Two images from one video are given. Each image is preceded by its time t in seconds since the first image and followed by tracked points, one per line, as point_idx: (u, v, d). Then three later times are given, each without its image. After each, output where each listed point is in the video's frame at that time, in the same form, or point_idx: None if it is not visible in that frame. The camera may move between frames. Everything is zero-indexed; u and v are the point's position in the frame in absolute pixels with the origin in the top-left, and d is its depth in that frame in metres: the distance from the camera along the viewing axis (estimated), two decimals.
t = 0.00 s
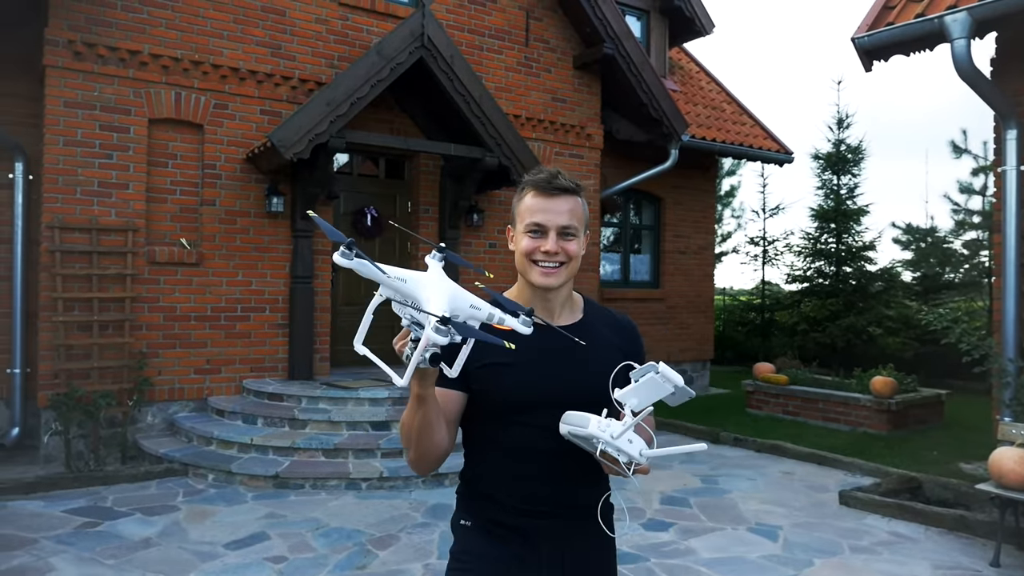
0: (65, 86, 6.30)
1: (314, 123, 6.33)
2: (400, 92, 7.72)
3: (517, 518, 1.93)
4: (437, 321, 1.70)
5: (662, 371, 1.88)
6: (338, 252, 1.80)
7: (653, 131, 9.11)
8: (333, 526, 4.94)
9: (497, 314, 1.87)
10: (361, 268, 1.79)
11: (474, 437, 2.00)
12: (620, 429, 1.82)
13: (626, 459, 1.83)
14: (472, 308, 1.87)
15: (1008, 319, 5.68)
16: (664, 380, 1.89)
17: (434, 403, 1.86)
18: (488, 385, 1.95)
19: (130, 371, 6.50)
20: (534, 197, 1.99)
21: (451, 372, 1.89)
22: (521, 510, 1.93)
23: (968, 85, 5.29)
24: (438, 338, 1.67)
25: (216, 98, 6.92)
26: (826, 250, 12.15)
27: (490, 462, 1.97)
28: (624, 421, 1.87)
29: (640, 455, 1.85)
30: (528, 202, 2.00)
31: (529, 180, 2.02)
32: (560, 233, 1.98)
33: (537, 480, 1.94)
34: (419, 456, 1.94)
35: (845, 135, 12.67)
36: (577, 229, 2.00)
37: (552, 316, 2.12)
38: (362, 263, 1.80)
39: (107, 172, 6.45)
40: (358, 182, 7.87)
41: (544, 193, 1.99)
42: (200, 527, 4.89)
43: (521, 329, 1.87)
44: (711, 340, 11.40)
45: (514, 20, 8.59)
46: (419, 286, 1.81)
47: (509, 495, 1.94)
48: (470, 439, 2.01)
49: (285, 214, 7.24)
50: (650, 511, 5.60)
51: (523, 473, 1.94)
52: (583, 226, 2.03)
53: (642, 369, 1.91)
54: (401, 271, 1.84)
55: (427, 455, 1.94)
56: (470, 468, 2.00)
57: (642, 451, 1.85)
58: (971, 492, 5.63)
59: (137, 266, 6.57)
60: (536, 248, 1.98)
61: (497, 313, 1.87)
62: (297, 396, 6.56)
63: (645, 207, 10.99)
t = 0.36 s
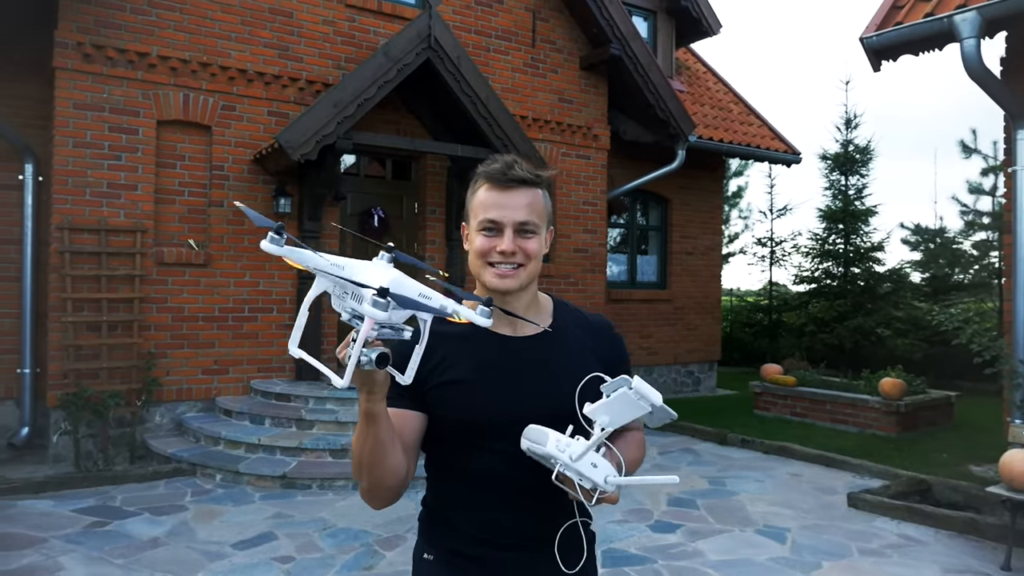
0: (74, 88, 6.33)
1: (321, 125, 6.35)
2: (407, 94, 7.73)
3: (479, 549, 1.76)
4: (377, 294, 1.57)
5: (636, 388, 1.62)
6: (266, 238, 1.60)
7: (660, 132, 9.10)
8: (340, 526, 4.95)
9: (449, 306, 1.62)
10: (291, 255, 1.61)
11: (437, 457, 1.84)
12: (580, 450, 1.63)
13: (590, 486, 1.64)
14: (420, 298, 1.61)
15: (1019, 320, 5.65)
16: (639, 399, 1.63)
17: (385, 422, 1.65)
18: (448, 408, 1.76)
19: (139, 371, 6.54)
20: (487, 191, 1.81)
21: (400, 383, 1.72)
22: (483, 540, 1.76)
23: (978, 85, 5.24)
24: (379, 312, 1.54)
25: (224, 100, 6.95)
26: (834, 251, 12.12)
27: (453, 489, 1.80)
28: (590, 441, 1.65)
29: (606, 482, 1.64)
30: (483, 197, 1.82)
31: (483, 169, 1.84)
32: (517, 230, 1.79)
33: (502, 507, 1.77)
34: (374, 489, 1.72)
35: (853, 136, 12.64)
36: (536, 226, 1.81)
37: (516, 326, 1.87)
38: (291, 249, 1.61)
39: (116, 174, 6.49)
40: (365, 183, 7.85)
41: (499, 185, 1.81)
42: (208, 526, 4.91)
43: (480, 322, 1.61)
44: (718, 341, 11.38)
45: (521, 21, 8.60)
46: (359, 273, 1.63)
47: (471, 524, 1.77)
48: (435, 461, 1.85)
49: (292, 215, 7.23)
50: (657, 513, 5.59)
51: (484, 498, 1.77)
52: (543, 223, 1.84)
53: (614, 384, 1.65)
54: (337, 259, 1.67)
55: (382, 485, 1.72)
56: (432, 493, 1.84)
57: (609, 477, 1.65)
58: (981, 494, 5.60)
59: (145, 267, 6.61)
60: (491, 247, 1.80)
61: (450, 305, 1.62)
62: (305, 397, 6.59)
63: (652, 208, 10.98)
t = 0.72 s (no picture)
0: (92, 91, 6.40)
1: (335, 127, 6.38)
2: (420, 96, 7.73)
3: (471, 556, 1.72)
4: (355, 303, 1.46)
5: (650, 412, 1.59)
6: (226, 236, 1.52)
7: (673, 133, 9.07)
8: (354, 528, 4.96)
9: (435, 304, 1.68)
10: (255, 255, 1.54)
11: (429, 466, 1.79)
12: (582, 478, 1.53)
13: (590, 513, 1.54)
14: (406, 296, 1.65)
15: None
16: (652, 423, 1.60)
17: (370, 430, 1.60)
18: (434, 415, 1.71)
19: (154, 372, 6.60)
20: (475, 167, 1.78)
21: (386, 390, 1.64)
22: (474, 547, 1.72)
23: (996, 85, 5.19)
24: (360, 325, 1.43)
25: (239, 103, 7.00)
26: (849, 253, 12.04)
27: (444, 495, 1.76)
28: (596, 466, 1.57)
29: (608, 511, 1.54)
30: (470, 174, 1.78)
31: (468, 149, 1.80)
32: (507, 212, 1.76)
33: (491, 512, 1.72)
34: (362, 498, 1.68)
35: (868, 136, 12.55)
36: (526, 206, 1.77)
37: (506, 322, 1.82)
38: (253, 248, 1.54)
39: (132, 177, 6.54)
40: (378, 185, 7.90)
41: (487, 164, 1.78)
42: (223, 527, 4.94)
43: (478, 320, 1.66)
44: (732, 344, 11.32)
45: (534, 23, 8.60)
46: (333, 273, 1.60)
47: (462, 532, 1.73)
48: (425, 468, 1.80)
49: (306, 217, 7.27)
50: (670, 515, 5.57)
51: (473, 506, 1.73)
52: (534, 204, 1.80)
53: (627, 405, 1.62)
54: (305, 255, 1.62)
55: (370, 494, 1.68)
56: (425, 500, 1.79)
57: (612, 507, 1.55)
58: (999, 499, 5.54)
59: (161, 269, 6.66)
60: (480, 231, 1.75)
61: (439, 303, 1.68)
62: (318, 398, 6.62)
63: (665, 210, 10.93)
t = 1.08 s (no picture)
0: (99, 92, 6.42)
1: (341, 128, 6.37)
2: (427, 97, 7.74)
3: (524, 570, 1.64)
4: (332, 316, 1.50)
5: (676, 423, 1.46)
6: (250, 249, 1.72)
7: (679, 134, 9.05)
8: (359, 528, 4.95)
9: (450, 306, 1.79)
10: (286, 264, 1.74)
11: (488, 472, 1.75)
12: (605, 494, 1.46)
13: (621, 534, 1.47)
14: (421, 299, 1.77)
15: None
16: (681, 434, 1.47)
17: (415, 429, 1.62)
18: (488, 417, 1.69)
19: (161, 372, 6.62)
20: (536, 168, 1.67)
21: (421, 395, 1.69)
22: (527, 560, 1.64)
23: (1006, 85, 5.15)
24: (334, 335, 1.46)
25: (245, 103, 7.00)
26: (856, 253, 12.00)
27: (498, 500, 1.73)
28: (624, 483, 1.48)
29: (639, 532, 1.46)
30: (532, 176, 1.68)
31: (527, 149, 1.70)
32: (569, 214, 1.65)
33: (543, 523, 1.66)
34: (418, 503, 1.68)
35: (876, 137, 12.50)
36: (592, 208, 1.65)
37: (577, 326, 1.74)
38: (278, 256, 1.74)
39: (139, 177, 6.55)
40: (385, 185, 7.91)
41: (548, 163, 1.66)
42: (229, 527, 4.94)
43: (495, 324, 1.73)
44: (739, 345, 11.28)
45: (541, 24, 8.59)
46: (353, 278, 1.75)
47: (518, 540, 1.67)
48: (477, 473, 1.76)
49: (313, 217, 7.27)
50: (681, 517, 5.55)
51: (529, 516, 1.67)
52: (601, 204, 1.67)
53: (654, 415, 1.49)
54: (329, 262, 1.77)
55: (425, 499, 1.68)
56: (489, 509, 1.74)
57: (643, 528, 1.46)
58: (1007, 501, 5.50)
59: (168, 269, 6.68)
60: (543, 235, 1.65)
61: (454, 306, 1.78)
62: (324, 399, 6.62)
63: (672, 211, 10.93)
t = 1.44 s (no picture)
0: (101, 94, 6.42)
1: (343, 130, 6.38)
2: (428, 99, 7.74)
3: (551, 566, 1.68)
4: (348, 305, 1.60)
5: (691, 439, 1.44)
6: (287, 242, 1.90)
7: (680, 134, 9.06)
8: (361, 530, 4.95)
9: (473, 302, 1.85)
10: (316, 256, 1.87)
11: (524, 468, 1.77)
12: (620, 511, 1.44)
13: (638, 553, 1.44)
14: (445, 295, 1.83)
15: None
16: (698, 450, 1.45)
17: (445, 424, 1.67)
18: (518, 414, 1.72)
19: (163, 374, 6.63)
20: (563, 168, 1.69)
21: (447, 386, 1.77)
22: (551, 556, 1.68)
23: (1007, 84, 5.14)
24: (357, 323, 1.57)
25: (247, 105, 7.01)
26: (858, 253, 12.00)
27: (529, 501, 1.76)
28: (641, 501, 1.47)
29: (655, 551, 1.43)
30: (560, 175, 1.71)
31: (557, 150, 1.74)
32: (582, 213, 1.64)
33: (569, 525, 1.68)
34: (452, 498, 1.74)
35: (878, 136, 12.49)
36: (608, 207, 1.63)
37: (611, 325, 1.74)
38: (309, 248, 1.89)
39: (141, 180, 6.56)
40: (387, 187, 7.91)
41: (571, 164, 1.68)
42: (231, 529, 4.94)
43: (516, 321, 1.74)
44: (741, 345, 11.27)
45: (542, 25, 8.59)
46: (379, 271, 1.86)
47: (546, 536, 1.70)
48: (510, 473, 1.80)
49: (314, 219, 7.27)
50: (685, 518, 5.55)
51: (556, 519, 1.69)
52: (621, 204, 1.64)
53: (669, 430, 1.47)
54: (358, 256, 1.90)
55: (460, 494, 1.73)
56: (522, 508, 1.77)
57: (659, 547, 1.43)
58: (1010, 500, 5.48)
59: (169, 271, 6.68)
60: (558, 235, 1.67)
61: (476, 303, 1.83)
62: (326, 401, 6.61)
63: (673, 212, 10.93)
